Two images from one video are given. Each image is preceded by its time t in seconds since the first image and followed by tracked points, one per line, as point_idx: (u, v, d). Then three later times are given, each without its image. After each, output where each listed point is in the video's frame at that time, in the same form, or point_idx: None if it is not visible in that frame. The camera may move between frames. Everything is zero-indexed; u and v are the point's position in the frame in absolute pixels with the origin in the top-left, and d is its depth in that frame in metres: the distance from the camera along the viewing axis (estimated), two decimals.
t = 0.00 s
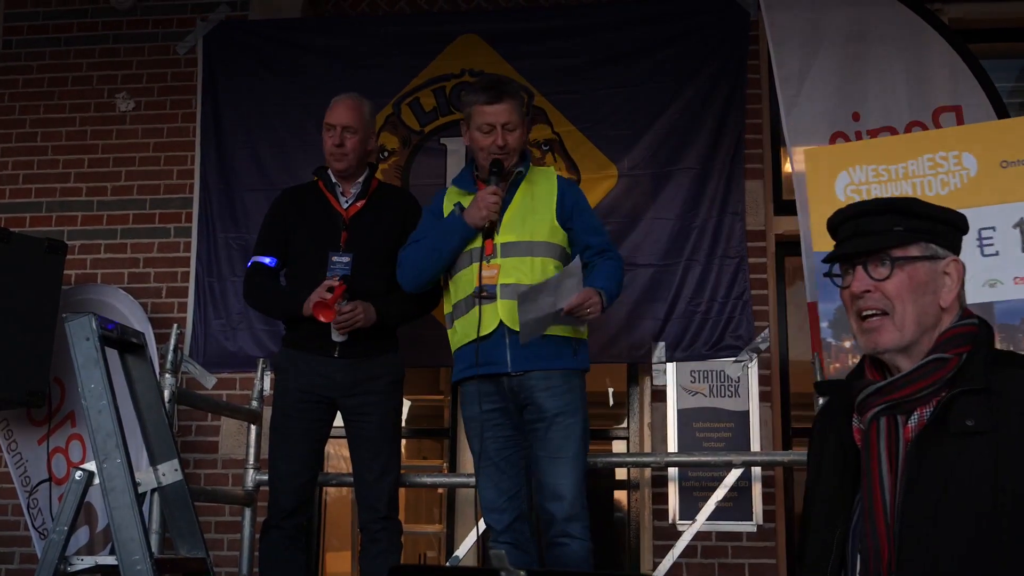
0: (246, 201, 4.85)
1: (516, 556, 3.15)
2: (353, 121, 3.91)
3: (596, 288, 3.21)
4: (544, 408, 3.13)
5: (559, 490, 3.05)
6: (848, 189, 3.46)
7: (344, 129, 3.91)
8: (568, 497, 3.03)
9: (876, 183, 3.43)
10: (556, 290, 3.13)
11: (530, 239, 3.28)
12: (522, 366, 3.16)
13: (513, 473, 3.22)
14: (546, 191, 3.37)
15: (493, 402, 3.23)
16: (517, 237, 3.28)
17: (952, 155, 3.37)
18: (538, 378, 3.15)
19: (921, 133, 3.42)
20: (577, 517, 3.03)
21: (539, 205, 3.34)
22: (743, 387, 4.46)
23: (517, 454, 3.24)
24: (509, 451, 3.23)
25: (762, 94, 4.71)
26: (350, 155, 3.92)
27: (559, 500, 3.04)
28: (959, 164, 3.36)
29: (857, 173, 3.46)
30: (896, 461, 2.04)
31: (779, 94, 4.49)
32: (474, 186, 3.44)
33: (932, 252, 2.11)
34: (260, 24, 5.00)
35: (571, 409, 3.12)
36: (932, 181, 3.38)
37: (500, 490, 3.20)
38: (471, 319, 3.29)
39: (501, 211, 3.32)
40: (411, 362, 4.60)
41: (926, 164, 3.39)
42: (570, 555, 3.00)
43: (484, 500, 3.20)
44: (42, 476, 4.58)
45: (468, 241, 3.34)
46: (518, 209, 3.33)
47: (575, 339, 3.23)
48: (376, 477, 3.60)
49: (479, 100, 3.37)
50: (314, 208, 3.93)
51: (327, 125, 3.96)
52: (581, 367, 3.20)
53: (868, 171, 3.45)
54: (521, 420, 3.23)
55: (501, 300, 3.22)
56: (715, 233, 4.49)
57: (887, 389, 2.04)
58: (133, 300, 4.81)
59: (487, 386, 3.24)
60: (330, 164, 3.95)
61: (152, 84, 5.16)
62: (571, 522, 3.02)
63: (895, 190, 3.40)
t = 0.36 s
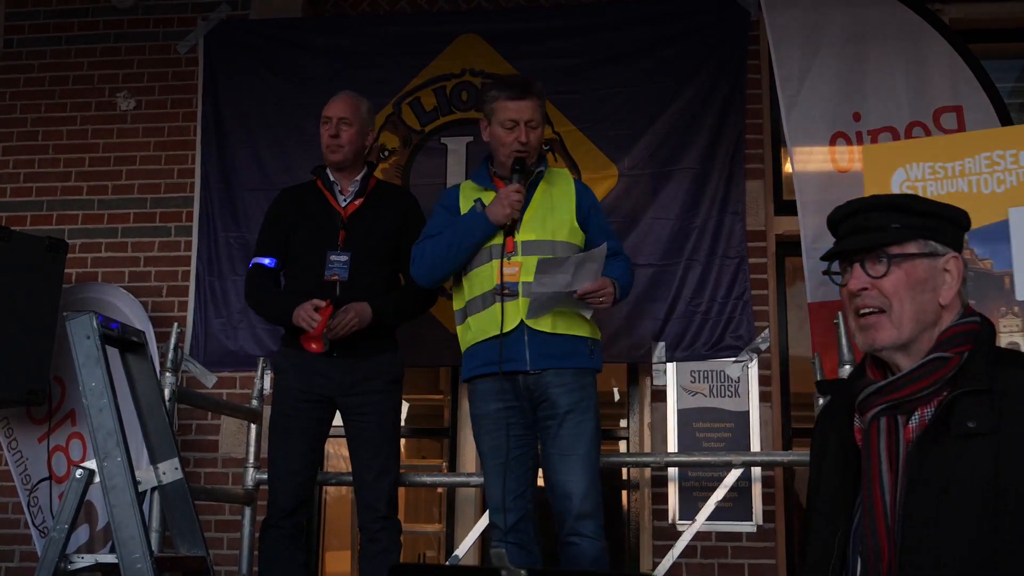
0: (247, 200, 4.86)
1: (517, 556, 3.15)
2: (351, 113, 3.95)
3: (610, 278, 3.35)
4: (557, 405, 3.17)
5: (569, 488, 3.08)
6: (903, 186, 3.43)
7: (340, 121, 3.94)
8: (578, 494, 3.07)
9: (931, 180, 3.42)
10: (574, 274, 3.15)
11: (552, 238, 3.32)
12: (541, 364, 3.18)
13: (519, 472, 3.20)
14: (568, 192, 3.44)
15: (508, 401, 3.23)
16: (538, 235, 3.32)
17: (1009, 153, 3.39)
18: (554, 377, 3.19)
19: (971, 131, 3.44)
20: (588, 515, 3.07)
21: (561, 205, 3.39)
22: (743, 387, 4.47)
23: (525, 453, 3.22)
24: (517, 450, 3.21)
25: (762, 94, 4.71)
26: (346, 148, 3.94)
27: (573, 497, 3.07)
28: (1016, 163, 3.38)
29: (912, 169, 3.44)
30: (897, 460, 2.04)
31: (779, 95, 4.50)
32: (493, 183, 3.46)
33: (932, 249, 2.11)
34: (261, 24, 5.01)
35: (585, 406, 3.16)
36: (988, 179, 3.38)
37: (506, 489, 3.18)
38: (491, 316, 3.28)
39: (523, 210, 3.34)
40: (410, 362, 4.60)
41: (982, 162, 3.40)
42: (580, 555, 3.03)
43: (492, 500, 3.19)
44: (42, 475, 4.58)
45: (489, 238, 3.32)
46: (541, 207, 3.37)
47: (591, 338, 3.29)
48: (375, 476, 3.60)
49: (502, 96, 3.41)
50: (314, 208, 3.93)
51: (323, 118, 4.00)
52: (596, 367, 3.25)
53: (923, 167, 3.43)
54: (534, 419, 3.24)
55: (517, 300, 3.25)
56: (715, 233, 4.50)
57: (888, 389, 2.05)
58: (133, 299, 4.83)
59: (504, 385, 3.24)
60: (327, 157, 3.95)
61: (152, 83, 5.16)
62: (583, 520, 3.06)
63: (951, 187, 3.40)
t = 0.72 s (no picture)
0: (258, 212, 4.87)
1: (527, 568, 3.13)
2: (368, 123, 4.00)
3: (635, 284, 3.25)
4: (587, 417, 3.15)
5: (599, 499, 3.06)
6: (947, 203, 3.71)
7: (357, 131, 3.98)
8: (608, 507, 3.04)
9: (973, 197, 3.69)
10: (588, 282, 3.19)
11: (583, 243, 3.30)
12: (569, 371, 3.18)
13: (549, 483, 3.21)
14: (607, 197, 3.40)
15: (539, 409, 3.26)
16: (571, 243, 3.31)
17: None
18: (586, 386, 3.17)
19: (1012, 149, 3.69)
20: (616, 527, 3.02)
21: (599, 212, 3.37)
22: (754, 398, 4.46)
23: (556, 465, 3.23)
24: (546, 462, 3.23)
25: (772, 105, 4.71)
26: (365, 158, 3.97)
27: (603, 509, 3.04)
28: None
29: (954, 186, 3.71)
30: (911, 470, 2.03)
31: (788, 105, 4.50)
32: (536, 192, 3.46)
33: (942, 259, 2.10)
34: (272, 36, 5.03)
35: (617, 418, 3.13)
36: None
37: (534, 499, 3.19)
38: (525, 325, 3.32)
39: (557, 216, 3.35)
40: (420, 373, 4.60)
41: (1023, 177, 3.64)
42: (607, 568, 2.99)
43: (516, 508, 3.20)
44: (55, 486, 4.60)
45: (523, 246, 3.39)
46: (577, 214, 3.36)
47: (628, 345, 3.24)
48: (386, 487, 3.60)
49: (538, 103, 3.45)
50: (324, 219, 3.94)
51: (340, 128, 4.01)
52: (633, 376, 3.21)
53: (965, 184, 3.70)
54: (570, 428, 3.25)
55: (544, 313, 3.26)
56: (726, 243, 4.49)
57: (902, 400, 2.05)
58: (145, 311, 4.85)
59: (536, 393, 3.27)
60: (344, 169, 3.97)
61: (165, 96, 5.19)
62: (610, 533, 3.01)
63: (992, 203, 3.66)
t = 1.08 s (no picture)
0: (259, 216, 4.88)
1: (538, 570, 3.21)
2: (375, 127, 4.02)
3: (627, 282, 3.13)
4: (597, 425, 3.14)
5: (608, 507, 3.07)
6: (966, 214, 3.76)
7: (363, 135, 4.00)
8: (615, 516, 3.04)
9: (992, 208, 3.74)
10: (564, 286, 3.09)
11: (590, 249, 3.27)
12: (577, 379, 3.18)
13: (568, 488, 3.25)
14: (617, 199, 3.32)
15: (558, 415, 3.30)
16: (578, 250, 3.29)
17: None
18: (594, 393, 3.15)
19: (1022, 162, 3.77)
20: (623, 536, 3.02)
21: (607, 215, 3.30)
22: (753, 405, 4.46)
23: (574, 471, 3.26)
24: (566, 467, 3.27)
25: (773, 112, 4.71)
26: (370, 161, 3.99)
27: (610, 516, 3.05)
28: None
29: (972, 198, 3.76)
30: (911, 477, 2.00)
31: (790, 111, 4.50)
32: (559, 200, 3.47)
33: (937, 268, 2.05)
34: (275, 40, 5.04)
35: (625, 428, 3.10)
36: None
37: (552, 503, 3.25)
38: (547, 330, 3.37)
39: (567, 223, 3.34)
40: (420, 378, 4.60)
41: None
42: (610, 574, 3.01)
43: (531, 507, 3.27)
44: (53, 488, 4.60)
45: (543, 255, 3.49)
46: (586, 219, 3.32)
47: (638, 351, 3.18)
48: (385, 491, 3.60)
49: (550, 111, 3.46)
50: (325, 222, 3.94)
51: (344, 132, 4.02)
52: (643, 382, 3.15)
53: (983, 196, 3.75)
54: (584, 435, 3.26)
55: (547, 320, 3.25)
56: (726, 250, 4.49)
57: (902, 408, 2.02)
58: (145, 313, 4.86)
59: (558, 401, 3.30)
60: (349, 172, 3.97)
61: (167, 98, 5.20)
62: (615, 541, 3.02)
63: (1009, 214, 3.72)
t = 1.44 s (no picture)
0: (259, 217, 4.88)
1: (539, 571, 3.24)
2: (378, 128, 4.03)
3: (594, 291, 3.13)
4: (586, 428, 3.13)
5: (598, 510, 3.06)
6: (996, 227, 3.74)
7: (368, 135, 4.01)
8: (605, 520, 3.04)
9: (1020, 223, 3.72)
10: (531, 297, 3.11)
11: (582, 250, 3.27)
12: (569, 382, 3.19)
13: (562, 489, 3.25)
14: (608, 198, 3.30)
15: (554, 414, 3.29)
16: (572, 252, 3.29)
17: None
18: (585, 396, 3.14)
19: None
20: (615, 539, 3.02)
21: (598, 214, 3.29)
22: (753, 407, 4.45)
23: (568, 471, 3.26)
24: (560, 468, 3.27)
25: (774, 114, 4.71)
26: (376, 161, 4.00)
27: (601, 521, 3.04)
28: None
29: (1002, 212, 3.75)
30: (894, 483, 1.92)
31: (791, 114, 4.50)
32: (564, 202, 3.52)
33: (898, 281, 1.94)
34: (276, 41, 5.04)
35: (613, 432, 3.08)
36: None
37: (548, 503, 3.26)
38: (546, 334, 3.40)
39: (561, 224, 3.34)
40: (420, 379, 4.60)
41: None
42: None
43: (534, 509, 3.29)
44: (53, 488, 4.60)
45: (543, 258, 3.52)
46: (579, 220, 3.32)
47: (628, 354, 3.15)
48: (384, 492, 3.60)
49: (546, 111, 3.47)
50: (325, 223, 3.94)
51: (351, 132, 4.03)
52: (632, 385, 3.11)
53: (1012, 210, 3.74)
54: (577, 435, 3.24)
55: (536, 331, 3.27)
56: (726, 253, 4.49)
57: (891, 410, 1.92)
58: (145, 314, 4.87)
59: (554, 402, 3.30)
60: (353, 172, 3.97)
61: (167, 99, 5.20)
62: (608, 544, 3.02)
63: None
